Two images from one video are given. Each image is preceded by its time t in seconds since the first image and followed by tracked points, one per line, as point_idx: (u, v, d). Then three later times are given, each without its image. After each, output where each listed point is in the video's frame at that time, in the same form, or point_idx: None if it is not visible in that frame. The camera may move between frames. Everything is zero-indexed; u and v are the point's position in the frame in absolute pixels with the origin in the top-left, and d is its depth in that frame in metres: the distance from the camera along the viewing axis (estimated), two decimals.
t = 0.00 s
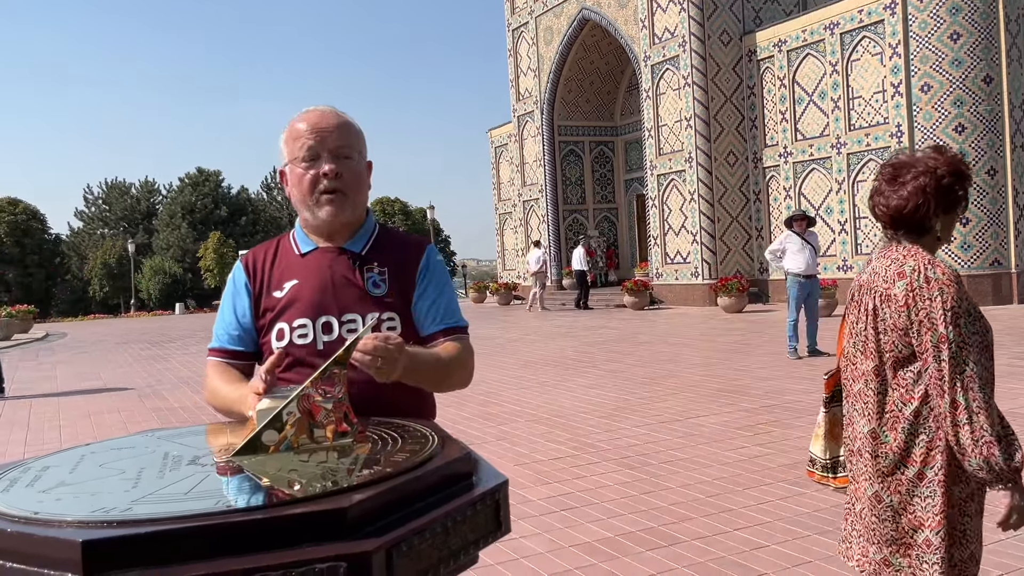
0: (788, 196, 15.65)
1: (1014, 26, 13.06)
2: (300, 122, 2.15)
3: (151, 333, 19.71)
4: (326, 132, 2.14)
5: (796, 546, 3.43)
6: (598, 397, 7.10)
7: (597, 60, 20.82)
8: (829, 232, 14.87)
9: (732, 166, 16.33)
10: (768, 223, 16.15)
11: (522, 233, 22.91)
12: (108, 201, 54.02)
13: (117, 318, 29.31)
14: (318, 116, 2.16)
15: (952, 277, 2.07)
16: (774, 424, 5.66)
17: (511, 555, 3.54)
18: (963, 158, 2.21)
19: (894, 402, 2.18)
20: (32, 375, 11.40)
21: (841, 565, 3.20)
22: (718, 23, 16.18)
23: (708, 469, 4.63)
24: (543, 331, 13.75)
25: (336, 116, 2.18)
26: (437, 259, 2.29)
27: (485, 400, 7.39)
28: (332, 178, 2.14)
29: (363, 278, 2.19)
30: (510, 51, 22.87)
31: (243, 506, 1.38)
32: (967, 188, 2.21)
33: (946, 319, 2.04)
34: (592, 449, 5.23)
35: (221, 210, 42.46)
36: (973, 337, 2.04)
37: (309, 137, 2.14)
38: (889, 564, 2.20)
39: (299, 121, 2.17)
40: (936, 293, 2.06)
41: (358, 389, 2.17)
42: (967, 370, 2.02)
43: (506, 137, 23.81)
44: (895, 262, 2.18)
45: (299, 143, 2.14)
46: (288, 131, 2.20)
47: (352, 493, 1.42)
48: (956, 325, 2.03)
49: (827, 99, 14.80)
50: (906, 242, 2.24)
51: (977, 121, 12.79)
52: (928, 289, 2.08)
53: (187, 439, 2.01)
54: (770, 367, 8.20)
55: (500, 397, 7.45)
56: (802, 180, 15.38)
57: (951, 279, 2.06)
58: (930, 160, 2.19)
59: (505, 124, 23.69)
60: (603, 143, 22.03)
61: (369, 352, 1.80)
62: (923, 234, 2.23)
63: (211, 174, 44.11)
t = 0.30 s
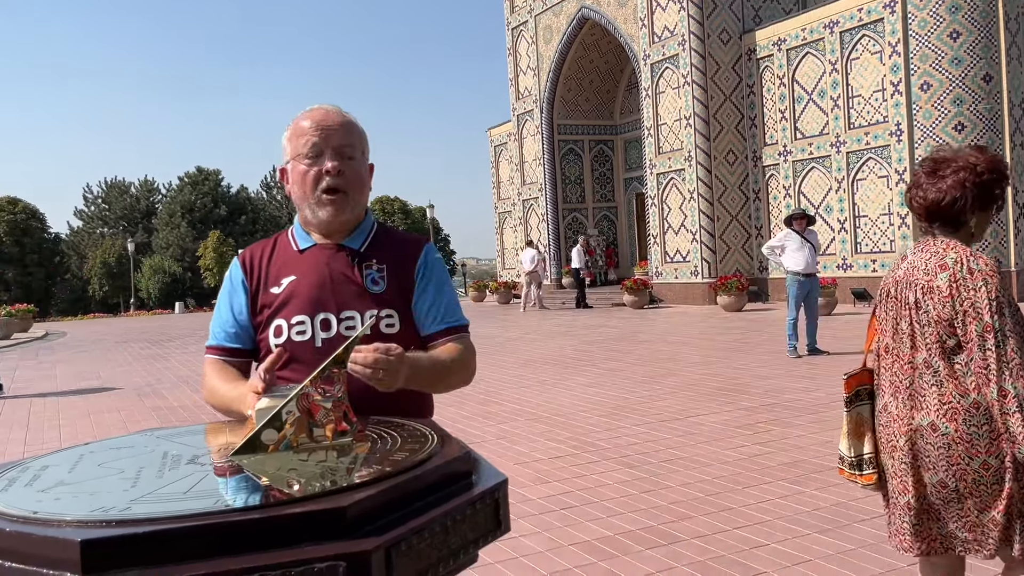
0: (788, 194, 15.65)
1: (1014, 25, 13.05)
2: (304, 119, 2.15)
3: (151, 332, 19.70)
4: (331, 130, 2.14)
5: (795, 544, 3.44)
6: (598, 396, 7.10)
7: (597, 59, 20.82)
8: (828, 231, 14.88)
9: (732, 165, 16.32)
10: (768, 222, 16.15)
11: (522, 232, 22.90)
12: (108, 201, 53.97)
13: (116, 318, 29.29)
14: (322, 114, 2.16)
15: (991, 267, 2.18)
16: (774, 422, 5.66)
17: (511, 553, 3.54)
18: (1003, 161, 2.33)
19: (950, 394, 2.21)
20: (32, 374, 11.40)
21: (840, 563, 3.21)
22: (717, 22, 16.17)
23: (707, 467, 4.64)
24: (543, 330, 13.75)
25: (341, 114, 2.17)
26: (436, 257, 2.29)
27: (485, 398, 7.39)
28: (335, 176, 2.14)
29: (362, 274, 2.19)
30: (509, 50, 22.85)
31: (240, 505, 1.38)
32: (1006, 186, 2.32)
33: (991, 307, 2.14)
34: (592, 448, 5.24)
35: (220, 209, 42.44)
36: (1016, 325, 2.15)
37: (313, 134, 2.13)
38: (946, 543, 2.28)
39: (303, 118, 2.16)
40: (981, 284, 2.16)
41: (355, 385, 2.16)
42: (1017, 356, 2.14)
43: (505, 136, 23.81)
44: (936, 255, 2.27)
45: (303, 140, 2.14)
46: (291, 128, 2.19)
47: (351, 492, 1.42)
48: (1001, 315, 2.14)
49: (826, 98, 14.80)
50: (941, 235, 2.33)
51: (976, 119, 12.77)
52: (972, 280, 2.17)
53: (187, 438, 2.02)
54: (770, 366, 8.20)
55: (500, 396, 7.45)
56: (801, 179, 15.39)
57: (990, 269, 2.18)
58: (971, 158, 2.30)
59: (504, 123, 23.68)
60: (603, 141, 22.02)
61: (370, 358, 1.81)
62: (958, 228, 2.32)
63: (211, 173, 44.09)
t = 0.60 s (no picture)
0: (788, 193, 15.65)
1: (1014, 24, 13.05)
2: (315, 114, 2.16)
3: (151, 331, 19.70)
4: (340, 126, 2.15)
5: (795, 543, 3.44)
6: (598, 395, 7.10)
7: (596, 58, 20.82)
8: (828, 229, 14.88)
9: (732, 164, 16.31)
10: (768, 220, 16.15)
11: (522, 231, 22.90)
12: (108, 200, 53.92)
13: (116, 317, 29.29)
14: (333, 109, 2.18)
15: None
16: (774, 420, 5.67)
17: (511, 552, 3.55)
18: None
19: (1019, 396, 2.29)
20: (32, 373, 11.41)
21: (840, 561, 3.21)
22: (717, 20, 16.15)
23: (707, 466, 4.64)
24: (543, 329, 13.76)
25: (351, 113, 2.19)
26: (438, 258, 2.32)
27: (485, 397, 7.39)
28: (340, 172, 2.14)
29: (365, 275, 2.20)
30: (509, 48, 22.85)
31: (240, 505, 1.37)
32: None
33: None
34: (592, 447, 5.24)
35: (220, 208, 42.44)
36: None
37: (322, 129, 2.15)
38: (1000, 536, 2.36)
39: (314, 114, 2.18)
40: None
41: (355, 385, 2.17)
42: None
43: (506, 134, 23.80)
44: (1007, 256, 2.34)
45: (312, 134, 2.15)
46: (302, 122, 2.21)
47: (352, 492, 1.42)
48: None
49: (826, 96, 14.79)
50: (1001, 235, 2.43)
51: (976, 118, 12.77)
52: None
53: (186, 436, 2.01)
54: (770, 364, 8.21)
55: (500, 395, 7.45)
56: (801, 178, 15.38)
57: None
58: None
59: (504, 122, 23.67)
60: (603, 140, 22.02)
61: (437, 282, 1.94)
62: (1018, 229, 2.41)
63: (211, 172, 44.08)
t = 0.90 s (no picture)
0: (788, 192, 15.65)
1: (1015, 22, 13.05)
2: (324, 116, 2.16)
3: (151, 330, 19.71)
4: (349, 129, 2.15)
5: (796, 541, 3.43)
6: (598, 394, 7.10)
7: (597, 56, 20.83)
8: (829, 228, 14.87)
9: (732, 162, 16.29)
10: (768, 219, 16.13)
11: (522, 230, 22.91)
12: (108, 199, 53.92)
13: (117, 316, 29.33)
14: (342, 112, 2.18)
15: None
16: (775, 419, 5.67)
17: (511, 551, 3.55)
18: None
19: None
20: (33, 372, 11.40)
21: (841, 560, 3.21)
22: (718, 19, 16.14)
23: (707, 464, 4.64)
24: (544, 327, 13.77)
25: (360, 115, 2.19)
26: (442, 262, 2.34)
27: (486, 396, 7.38)
28: (346, 175, 2.13)
29: (368, 278, 2.20)
30: (510, 47, 22.85)
31: (241, 503, 1.37)
32: None
33: None
34: (592, 446, 5.24)
35: (221, 207, 42.45)
36: None
37: (330, 131, 2.15)
38: None
39: (323, 115, 2.18)
40: None
41: (357, 388, 2.17)
42: None
43: (506, 133, 23.79)
44: None
45: (320, 136, 2.15)
46: (310, 124, 2.21)
47: (352, 489, 1.42)
48: None
49: (827, 95, 14.77)
50: None
51: (977, 116, 12.82)
52: None
53: (188, 435, 2.01)
54: (771, 363, 8.21)
55: (501, 394, 7.44)
56: (802, 176, 15.38)
57: None
58: None
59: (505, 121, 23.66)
60: (604, 139, 22.02)
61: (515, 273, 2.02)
62: None
63: (212, 172, 44.07)
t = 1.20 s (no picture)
0: (789, 190, 15.65)
1: (1016, 20, 13.04)
2: (327, 117, 2.15)
3: (152, 329, 19.72)
4: (353, 132, 2.13)
5: (798, 539, 3.43)
6: (599, 392, 7.10)
7: (598, 55, 20.83)
8: (829, 227, 14.87)
9: (734, 161, 16.30)
10: (769, 217, 16.13)
11: (523, 228, 22.91)
12: (109, 198, 53.92)
13: (118, 314, 29.35)
14: (346, 113, 2.16)
15: None
16: (775, 418, 5.66)
17: (513, 549, 3.55)
18: None
19: None
20: (35, 371, 11.41)
21: (842, 558, 3.21)
22: (719, 17, 16.11)
23: (708, 463, 4.64)
24: (545, 326, 13.77)
25: (364, 117, 2.17)
26: (445, 262, 2.34)
27: (486, 394, 7.38)
28: (351, 178, 2.12)
29: (372, 279, 2.21)
30: (510, 46, 22.84)
31: (243, 501, 1.37)
32: None
33: None
34: (594, 444, 5.23)
35: (222, 205, 42.45)
36: None
37: (334, 133, 2.13)
38: None
39: (326, 117, 2.17)
40: None
41: (359, 389, 2.17)
42: None
43: (507, 132, 23.79)
44: None
45: (324, 138, 2.13)
46: (314, 124, 2.19)
47: (354, 488, 1.42)
48: None
49: (828, 93, 14.76)
50: None
51: (978, 114, 12.81)
52: None
53: (189, 434, 2.01)
54: (772, 362, 8.20)
55: (501, 392, 7.44)
56: (803, 174, 15.38)
57: None
58: None
59: (506, 119, 23.66)
60: (605, 138, 22.02)
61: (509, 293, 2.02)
62: None
63: (213, 170, 44.03)
